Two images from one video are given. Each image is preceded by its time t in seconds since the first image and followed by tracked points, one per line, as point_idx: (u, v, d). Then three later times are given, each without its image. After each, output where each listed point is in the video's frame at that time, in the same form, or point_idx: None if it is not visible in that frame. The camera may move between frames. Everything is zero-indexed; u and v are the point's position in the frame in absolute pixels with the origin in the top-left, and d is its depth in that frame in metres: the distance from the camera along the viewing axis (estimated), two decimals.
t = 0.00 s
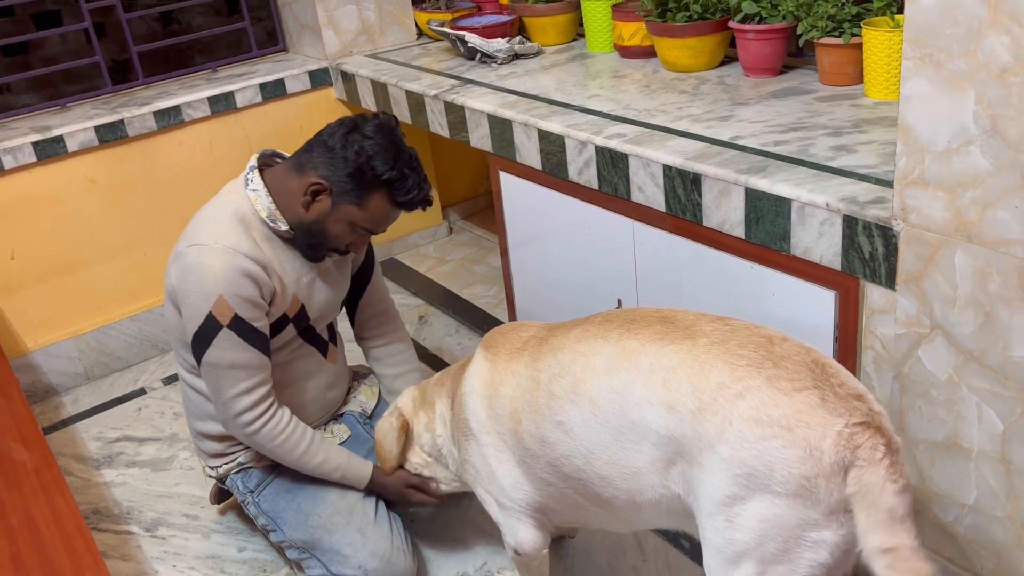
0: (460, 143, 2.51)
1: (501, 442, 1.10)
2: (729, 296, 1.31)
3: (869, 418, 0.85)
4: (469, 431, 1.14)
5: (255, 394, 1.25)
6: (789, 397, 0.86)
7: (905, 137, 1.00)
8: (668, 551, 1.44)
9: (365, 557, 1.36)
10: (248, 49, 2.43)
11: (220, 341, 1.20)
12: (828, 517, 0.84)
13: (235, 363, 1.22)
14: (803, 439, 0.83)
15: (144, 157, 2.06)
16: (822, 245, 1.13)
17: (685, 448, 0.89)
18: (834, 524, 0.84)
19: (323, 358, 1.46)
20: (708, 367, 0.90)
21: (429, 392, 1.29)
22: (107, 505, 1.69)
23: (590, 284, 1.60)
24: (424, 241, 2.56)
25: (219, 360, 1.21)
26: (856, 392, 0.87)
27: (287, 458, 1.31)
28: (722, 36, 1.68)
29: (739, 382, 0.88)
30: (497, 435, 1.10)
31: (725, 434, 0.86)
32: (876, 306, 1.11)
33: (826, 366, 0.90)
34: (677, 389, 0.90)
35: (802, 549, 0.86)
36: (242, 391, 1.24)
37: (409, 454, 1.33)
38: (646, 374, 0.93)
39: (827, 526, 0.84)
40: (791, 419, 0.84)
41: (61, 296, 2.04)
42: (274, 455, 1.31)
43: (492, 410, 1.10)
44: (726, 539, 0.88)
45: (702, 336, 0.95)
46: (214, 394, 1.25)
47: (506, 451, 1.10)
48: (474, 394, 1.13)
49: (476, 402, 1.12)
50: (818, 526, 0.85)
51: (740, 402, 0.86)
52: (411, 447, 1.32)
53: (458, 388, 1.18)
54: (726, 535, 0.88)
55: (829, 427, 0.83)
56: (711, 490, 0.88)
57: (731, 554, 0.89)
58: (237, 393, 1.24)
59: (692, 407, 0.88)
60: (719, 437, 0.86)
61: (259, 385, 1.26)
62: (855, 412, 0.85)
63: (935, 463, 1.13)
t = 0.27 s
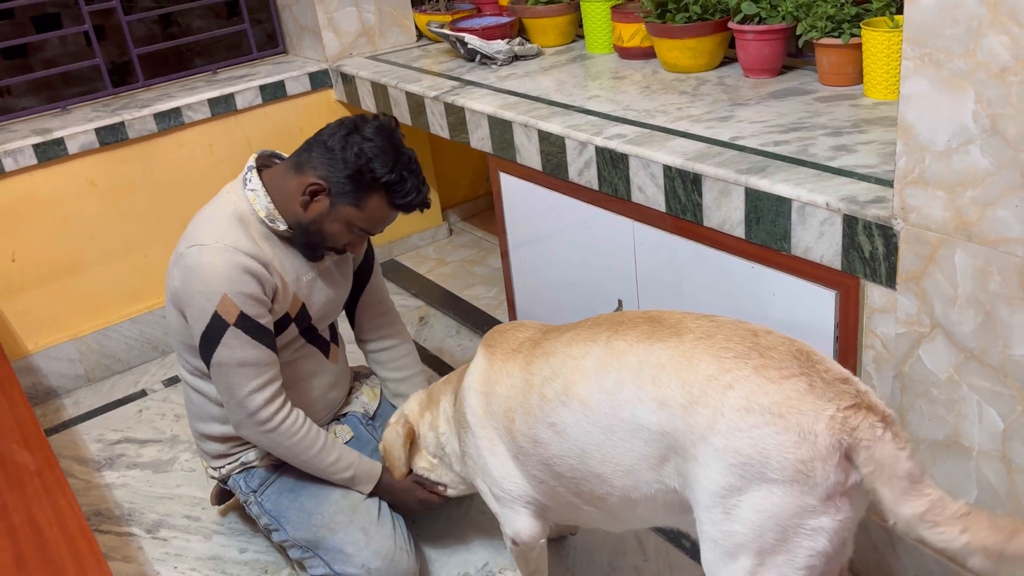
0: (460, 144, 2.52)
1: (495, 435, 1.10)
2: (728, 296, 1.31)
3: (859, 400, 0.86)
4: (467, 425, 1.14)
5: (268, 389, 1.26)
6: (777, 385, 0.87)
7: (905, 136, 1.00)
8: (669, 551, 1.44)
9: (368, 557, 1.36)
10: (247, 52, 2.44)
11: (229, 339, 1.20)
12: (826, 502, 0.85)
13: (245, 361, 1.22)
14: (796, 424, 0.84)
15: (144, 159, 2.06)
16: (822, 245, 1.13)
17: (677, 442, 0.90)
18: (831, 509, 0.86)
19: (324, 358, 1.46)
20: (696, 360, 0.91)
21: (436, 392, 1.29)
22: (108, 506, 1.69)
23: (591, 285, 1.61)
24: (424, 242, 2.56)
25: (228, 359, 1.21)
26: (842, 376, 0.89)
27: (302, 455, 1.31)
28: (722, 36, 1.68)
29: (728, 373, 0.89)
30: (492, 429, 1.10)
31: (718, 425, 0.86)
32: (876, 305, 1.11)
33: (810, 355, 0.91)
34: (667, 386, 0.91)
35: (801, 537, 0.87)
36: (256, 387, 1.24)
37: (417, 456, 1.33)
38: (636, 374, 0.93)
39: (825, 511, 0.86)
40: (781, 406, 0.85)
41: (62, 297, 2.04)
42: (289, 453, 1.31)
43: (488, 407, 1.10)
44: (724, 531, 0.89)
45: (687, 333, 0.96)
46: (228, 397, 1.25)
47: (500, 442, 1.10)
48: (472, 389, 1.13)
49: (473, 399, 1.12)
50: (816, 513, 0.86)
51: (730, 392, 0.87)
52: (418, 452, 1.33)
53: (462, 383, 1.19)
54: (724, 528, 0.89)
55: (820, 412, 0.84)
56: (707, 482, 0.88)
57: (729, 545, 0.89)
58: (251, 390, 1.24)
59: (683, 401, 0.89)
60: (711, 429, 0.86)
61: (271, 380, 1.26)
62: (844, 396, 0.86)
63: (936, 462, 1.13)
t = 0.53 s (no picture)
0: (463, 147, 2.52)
1: (501, 434, 1.10)
2: (731, 299, 1.32)
3: (849, 401, 0.86)
4: (473, 422, 1.14)
5: (259, 394, 1.25)
6: (768, 383, 0.87)
7: (908, 138, 1.00)
8: (673, 554, 1.44)
9: (373, 558, 1.36)
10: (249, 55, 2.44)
11: (224, 342, 1.20)
12: (816, 500, 0.85)
13: (237, 365, 1.22)
14: (784, 421, 0.84)
15: (148, 162, 2.06)
16: (825, 247, 1.13)
17: (671, 439, 0.90)
18: (821, 508, 0.85)
19: (329, 361, 1.46)
20: (689, 359, 0.91)
21: (442, 395, 1.30)
22: (112, 509, 1.69)
23: (594, 288, 1.61)
24: (427, 244, 2.56)
25: (225, 361, 1.21)
26: (835, 376, 0.89)
27: (294, 453, 1.32)
28: (724, 38, 1.68)
29: (720, 371, 0.89)
30: (498, 428, 1.10)
31: (708, 422, 0.86)
32: (880, 307, 1.11)
33: (803, 354, 0.91)
34: (662, 382, 0.91)
35: (791, 535, 0.86)
36: (245, 392, 1.24)
37: (421, 456, 1.34)
38: (631, 370, 0.94)
39: (815, 509, 0.85)
40: (770, 403, 0.85)
41: (65, 300, 2.04)
42: (281, 452, 1.31)
43: (494, 404, 1.10)
44: (717, 528, 0.89)
45: (684, 331, 0.96)
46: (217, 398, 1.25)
47: (506, 441, 1.10)
48: (479, 388, 1.13)
49: (480, 397, 1.12)
50: (806, 510, 0.85)
51: (719, 391, 0.87)
52: (424, 453, 1.33)
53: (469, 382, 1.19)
54: (716, 524, 0.88)
55: (808, 410, 0.84)
56: (699, 478, 0.88)
57: (721, 542, 0.89)
58: (241, 396, 1.24)
59: (676, 397, 0.89)
60: (702, 425, 0.87)
61: (263, 384, 1.26)
62: (835, 396, 0.86)
63: (940, 465, 1.13)
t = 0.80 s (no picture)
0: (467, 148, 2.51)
1: (512, 443, 1.10)
2: (737, 301, 1.31)
3: (855, 401, 0.85)
4: (477, 430, 1.14)
5: (265, 397, 1.25)
6: (772, 384, 0.86)
7: (916, 139, 0.99)
8: (680, 557, 1.44)
9: (380, 560, 1.36)
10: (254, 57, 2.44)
11: (230, 345, 1.20)
12: (824, 502, 0.85)
13: (245, 367, 1.22)
14: (790, 423, 0.84)
15: (153, 165, 2.06)
16: (833, 249, 1.12)
17: (679, 442, 0.89)
18: (830, 509, 0.85)
19: (335, 363, 1.46)
20: (694, 360, 0.91)
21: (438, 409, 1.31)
22: (117, 512, 1.69)
23: (599, 290, 1.60)
24: (431, 246, 2.56)
25: (229, 364, 1.21)
26: (839, 376, 0.88)
27: (299, 459, 1.32)
28: (729, 40, 1.68)
29: (724, 372, 0.89)
30: (508, 437, 1.10)
31: (714, 424, 0.86)
32: (887, 310, 1.11)
33: (808, 354, 0.91)
34: (667, 386, 0.90)
35: (799, 537, 0.86)
36: (252, 396, 1.24)
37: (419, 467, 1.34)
38: (636, 374, 0.93)
39: (823, 511, 0.85)
40: (774, 404, 0.85)
41: (71, 303, 2.05)
42: (286, 458, 1.31)
43: (502, 414, 1.10)
44: (727, 530, 0.88)
45: (689, 333, 0.96)
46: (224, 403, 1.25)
47: (519, 451, 1.09)
48: (484, 398, 1.13)
49: (486, 406, 1.12)
50: (815, 512, 0.85)
51: (724, 393, 0.87)
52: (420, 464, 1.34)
53: (468, 394, 1.19)
54: (725, 525, 0.88)
55: (814, 411, 0.84)
56: (707, 481, 0.87)
57: (729, 543, 0.89)
58: (248, 399, 1.24)
59: (681, 400, 0.89)
60: (708, 428, 0.86)
61: (268, 388, 1.26)
62: (840, 396, 0.85)
63: (949, 467, 1.12)
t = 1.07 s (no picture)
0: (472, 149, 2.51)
1: (514, 449, 1.10)
2: (744, 302, 1.31)
3: (869, 400, 0.85)
4: (480, 439, 1.13)
5: (273, 399, 1.25)
6: (787, 386, 0.86)
7: (924, 140, 0.99)
8: (686, 559, 1.43)
9: (386, 563, 1.35)
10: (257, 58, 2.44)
11: (237, 346, 1.20)
12: (838, 503, 0.84)
13: (252, 369, 1.22)
14: (807, 425, 0.83)
15: (158, 167, 2.06)
16: (840, 250, 1.12)
17: (689, 448, 0.89)
18: (843, 511, 0.85)
19: (342, 364, 1.46)
20: (705, 364, 0.91)
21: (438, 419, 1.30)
22: (122, 514, 1.69)
23: (605, 292, 1.60)
24: (435, 247, 2.56)
25: (237, 365, 1.21)
26: (852, 376, 0.88)
27: (306, 462, 1.31)
28: (735, 40, 1.67)
29: (737, 376, 0.88)
30: (510, 443, 1.10)
31: (729, 429, 0.85)
32: (895, 311, 1.10)
33: (820, 355, 0.91)
34: (678, 391, 0.90)
35: (808, 536, 0.87)
36: (261, 396, 1.24)
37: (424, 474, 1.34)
38: (645, 381, 0.93)
39: (837, 512, 0.85)
40: (791, 406, 0.84)
41: (75, 305, 2.05)
42: (294, 461, 1.31)
43: (503, 421, 1.09)
44: (734, 535, 0.88)
45: (697, 338, 0.95)
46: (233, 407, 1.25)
47: (519, 456, 1.09)
48: (484, 405, 1.12)
49: (487, 413, 1.11)
50: (828, 514, 0.85)
51: (739, 396, 0.86)
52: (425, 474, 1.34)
53: (468, 403, 1.18)
54: (733, 531, 0.88)
55: (830, 412, 0.84)
56: (719, 486, 0.87)
57: (735, 548, 0.89)
58: (256, 400, 1.24)
59: (693, 405, 0.88)
60: (723, 433, 0.86)
61: (276, 390, 1.26)
62: (855, 396, 0.85)
63: (957, 470, 1.12)
